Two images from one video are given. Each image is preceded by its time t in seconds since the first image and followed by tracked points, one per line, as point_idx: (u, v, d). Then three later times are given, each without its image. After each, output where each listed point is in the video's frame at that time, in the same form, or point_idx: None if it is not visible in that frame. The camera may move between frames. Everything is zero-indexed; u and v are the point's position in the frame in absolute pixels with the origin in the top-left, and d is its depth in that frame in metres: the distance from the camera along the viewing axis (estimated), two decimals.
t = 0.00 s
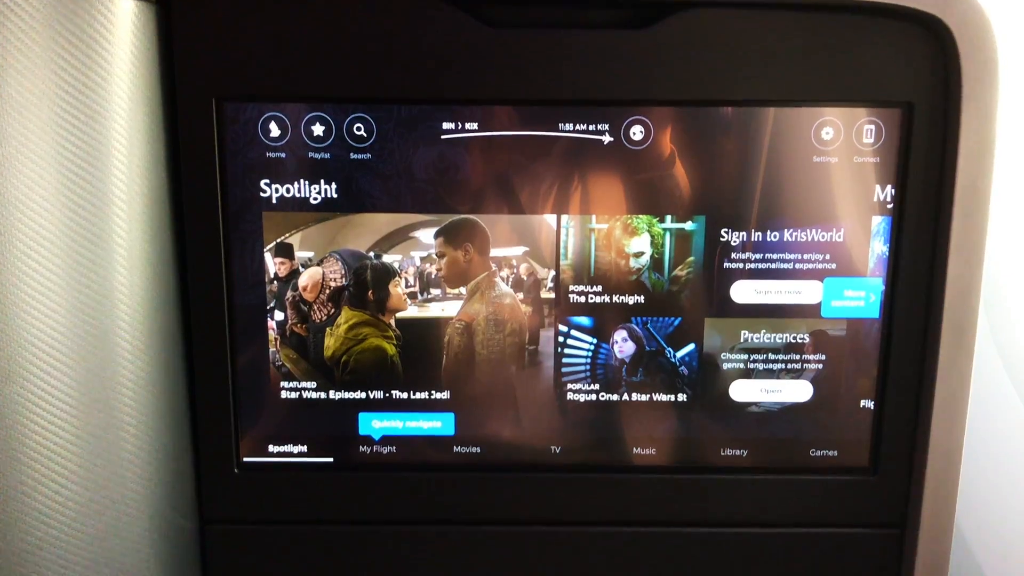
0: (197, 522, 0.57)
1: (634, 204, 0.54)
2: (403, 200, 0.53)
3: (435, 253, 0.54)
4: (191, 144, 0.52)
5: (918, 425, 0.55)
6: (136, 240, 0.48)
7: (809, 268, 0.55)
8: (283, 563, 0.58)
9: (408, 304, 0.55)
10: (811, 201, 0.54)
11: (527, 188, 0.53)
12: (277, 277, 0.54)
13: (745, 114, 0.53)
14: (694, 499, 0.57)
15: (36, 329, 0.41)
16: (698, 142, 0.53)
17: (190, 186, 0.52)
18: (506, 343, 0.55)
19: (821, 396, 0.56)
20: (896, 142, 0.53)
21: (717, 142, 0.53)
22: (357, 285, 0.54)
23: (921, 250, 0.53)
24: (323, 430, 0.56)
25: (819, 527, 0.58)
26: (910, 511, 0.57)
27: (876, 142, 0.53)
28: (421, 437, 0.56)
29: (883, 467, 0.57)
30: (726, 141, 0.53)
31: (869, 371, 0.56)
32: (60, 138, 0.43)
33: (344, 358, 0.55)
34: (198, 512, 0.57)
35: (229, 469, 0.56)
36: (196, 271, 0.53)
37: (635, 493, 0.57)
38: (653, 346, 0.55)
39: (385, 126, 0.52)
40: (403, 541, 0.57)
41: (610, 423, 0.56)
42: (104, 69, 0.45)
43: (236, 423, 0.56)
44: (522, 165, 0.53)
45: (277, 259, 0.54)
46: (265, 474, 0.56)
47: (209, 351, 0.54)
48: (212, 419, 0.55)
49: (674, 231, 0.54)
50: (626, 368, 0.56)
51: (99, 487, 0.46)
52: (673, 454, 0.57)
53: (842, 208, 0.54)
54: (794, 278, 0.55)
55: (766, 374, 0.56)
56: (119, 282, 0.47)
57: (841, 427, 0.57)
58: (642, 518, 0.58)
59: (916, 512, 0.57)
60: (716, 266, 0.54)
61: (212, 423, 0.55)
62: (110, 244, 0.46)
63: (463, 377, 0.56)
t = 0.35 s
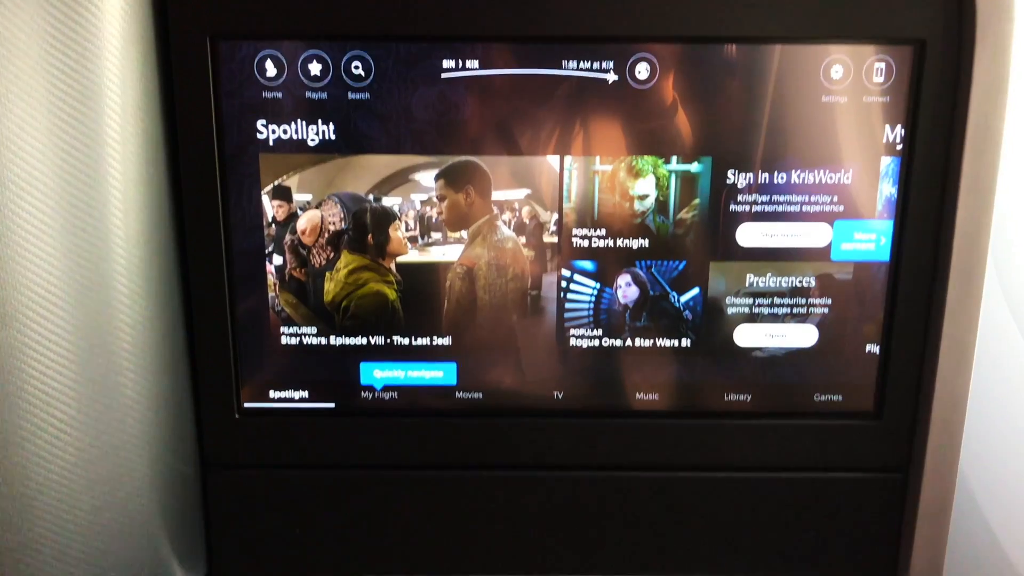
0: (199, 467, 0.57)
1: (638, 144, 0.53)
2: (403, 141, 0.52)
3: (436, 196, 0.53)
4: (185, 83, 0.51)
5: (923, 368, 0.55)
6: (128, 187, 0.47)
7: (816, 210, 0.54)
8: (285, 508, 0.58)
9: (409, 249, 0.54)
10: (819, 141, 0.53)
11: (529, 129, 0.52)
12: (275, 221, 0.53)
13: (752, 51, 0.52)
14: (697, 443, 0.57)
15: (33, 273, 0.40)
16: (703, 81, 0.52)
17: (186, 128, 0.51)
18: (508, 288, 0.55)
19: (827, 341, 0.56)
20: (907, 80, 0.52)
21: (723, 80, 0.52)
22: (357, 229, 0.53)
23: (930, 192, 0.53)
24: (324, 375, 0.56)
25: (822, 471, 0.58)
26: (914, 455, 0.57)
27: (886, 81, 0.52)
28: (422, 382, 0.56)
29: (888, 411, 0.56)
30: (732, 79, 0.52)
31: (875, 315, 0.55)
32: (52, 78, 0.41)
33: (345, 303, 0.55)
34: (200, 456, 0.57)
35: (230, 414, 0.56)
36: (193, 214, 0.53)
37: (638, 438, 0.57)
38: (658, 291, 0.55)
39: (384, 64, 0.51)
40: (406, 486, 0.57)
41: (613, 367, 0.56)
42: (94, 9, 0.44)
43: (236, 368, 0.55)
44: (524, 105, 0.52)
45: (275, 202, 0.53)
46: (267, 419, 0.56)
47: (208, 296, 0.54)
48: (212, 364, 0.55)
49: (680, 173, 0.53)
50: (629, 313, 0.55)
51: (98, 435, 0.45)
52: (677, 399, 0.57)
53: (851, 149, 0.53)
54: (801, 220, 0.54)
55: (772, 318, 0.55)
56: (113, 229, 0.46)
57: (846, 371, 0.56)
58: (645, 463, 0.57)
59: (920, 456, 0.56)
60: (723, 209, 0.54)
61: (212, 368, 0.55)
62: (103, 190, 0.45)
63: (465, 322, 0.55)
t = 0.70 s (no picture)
0: (199, 398, 0.56)
1: (642, 69, 0.51)
2: (401, 65, 0.51)
3: (435, 122, 0.52)
4: (176, 6, 0.49)
5: (930, 299, 0.55)
6: (118, 122, 0.46)
7: (824, 136, 0.52)
8: (286, 439, 0.57)
9: (408, 177, 0.53)
10: (829, 66, 0.51)
11: (529, 54, 0.51)
12: (270, 148, 0.52)
13: None
14: (700, 375, 0.57)
15: (29, 211, 0.40)
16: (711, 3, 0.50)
17: (178, 52, 0.50)
18: (510, 218, 0.54)
19: (832, 271, 0.55)
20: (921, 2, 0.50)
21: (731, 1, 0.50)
22: (354, 157, 0.52)
23: (941, 120, 0.52)
24: (324, 307, 0.55)
25: (825, 403, 0.58)
26: (918, 386, 0.57)
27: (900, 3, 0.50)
28: (423, 313, 0.55)
29: (892, 342, 0.56)
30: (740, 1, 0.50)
31: (882, 244, 0.54)
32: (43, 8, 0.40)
33: (343, 234, 0.54)
34: (199, 388, 0.56)
35: (229, 346, 0.55)
36: (187, 141, 0.52)
37: (640, 370, 0.57)
38: (662, 220, 0.54)
39: None
40: (407, 418, 0.57)
41: (615, 299, 0.55)
42: None
43: (235, 299, 0.55)
44: (525, 28, 0.50)
45: (271, 129, 0.52)
46: (266, 351, 0.56)
47: (204, 226, 0.53)
48: (210, 295, 0.54)
49: (685, 98, 0.52)
50: (632, 243, 0.54)
51: (94, 363, 0.45)
52: (680, 330, 0.56)
53: (861, 74, 0.51)
54: (808, 147, 0.53)
55: (777, 248, 0.55)
56: (104, 167, 0.45)
57: (851, 302, 0.56)
58: (647, 394, 0.57)
59: (924, 387, 0.56)
60: (729, 135, 0.52)
61: (210, 299, 0.54)
62: (93, 126, 0.44)
63: (465, 253, 0.54)
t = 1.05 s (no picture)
0: (197, 331, 0.56)
1: None
2: None
3: (433, 49, 0.51)
4: None
5: (934, 231, 0.54)
6: (113, 61, 0.45)
7: (831, 64, 0.51)
8: (285, 373, 0.57)
9: (405, 107, 0.52)
10: None
11: None
12: (265, 76, 0.51)
13: None
14: (701, 308, 0.56)
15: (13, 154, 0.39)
16: None
17: None
18: (510, 148, 0.53)
19: (836, 203, 0.54)
20: None
21: None
22: (351, 86, 0.51)
23: (951, 47, 0.51)
24: (321, 239, 0.55)
25: (825, 336, 0.57)
26: (920, 319, 0.56)
27: None
28: (422, 246, 0.55)
29: (895, 275, 0.56)
30: None
31: (887, 175, 0.54)
32: None
33: (340, 164, 0.53)
34: (197, 322, 0.56)
35: (226, 279, 0.55)
36: (181, 70, 0.51)
37: (641, 303, 0.56)
38: (664, 151, 0.53)
39: None
40: (406, 352, 0.57)
41: (616, 232, 0.55)
42: None
43: (231, 231, 0.54)
44: None
45: (265, 56, 0.51)
46: (264, 283, 0.55)
47: (199, 157, 0.52)
48: (206, 227, 0.54)
49: (689, 24, 0.51)
50: (634, 175, 0.53)
51: (89, 295, 0.45)
52: (681, 263, 0.56)
53: None
54: (814, 75, 0.52)
55: (781, 179, 0.54)
56: (99, 107, 0.44)
57: (855, 234, 0.55)
58: (648, 328, 0.57)
59: (926, 320, 0.56)
60: (733, 63, 0.51)
61: (207, 231, 0.54)
62: (86, 65, 0.43)
63: (465, 184, 0.54)
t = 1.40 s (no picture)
0: (192, 273, 0.56)
1: None
2: None
3: None
4: None
5: (936, 174, 0.54)
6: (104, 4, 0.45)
7: (834, 2, 0.50)
8: (281, 315, 0.57)
9: (400, 44, 0.51)
10: None
11: None
12: (258, 13, 0.50)
13: None
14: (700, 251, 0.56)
15: None
16: None
17: None
18: (507, 87, 0.52)
19: (837, 144, 0.54)
20: None
21: None
22: (344, 22, 0.50)
23: None
24: (317, 180, 0.54)
25: (823, 280, 0.57)
26: (920, 262, 0.56)
27: None
28: (418, 187, 0.54)
29: (895, 217, 0.55)
30: None
31: (889, 116, 0.53)
32: None
33: (335, 103, 0.52)
34: (192, 263, 0.56)
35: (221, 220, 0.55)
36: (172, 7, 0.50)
37: (639, 246, 0.56)
38: (664, 91, 0.52)
39: None
40: (403, 294, 0.57)
41: (615, 173, 0.54)
42: None
43: (225, 171, 0.54)
44: None
45: None
46: (259, 225, 0.55)
47: (192, 97, 0.52)
48: (200, 168, 0.53)
49: None
50: (633, 115, 0.53)
51: (82, 234, 0.44)
52: (680, 205, 0.55)
53: None
54: (817, 13, 0.51)
55: (782, 120, 0.53)
56: (90, 53, 0.44)
57: (855, 175, 0.55)
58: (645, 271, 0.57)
59: (926, 264, 0.56)
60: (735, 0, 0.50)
61: (201, 172, 0.53)
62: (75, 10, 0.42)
63: (462, 124, 0.53)
